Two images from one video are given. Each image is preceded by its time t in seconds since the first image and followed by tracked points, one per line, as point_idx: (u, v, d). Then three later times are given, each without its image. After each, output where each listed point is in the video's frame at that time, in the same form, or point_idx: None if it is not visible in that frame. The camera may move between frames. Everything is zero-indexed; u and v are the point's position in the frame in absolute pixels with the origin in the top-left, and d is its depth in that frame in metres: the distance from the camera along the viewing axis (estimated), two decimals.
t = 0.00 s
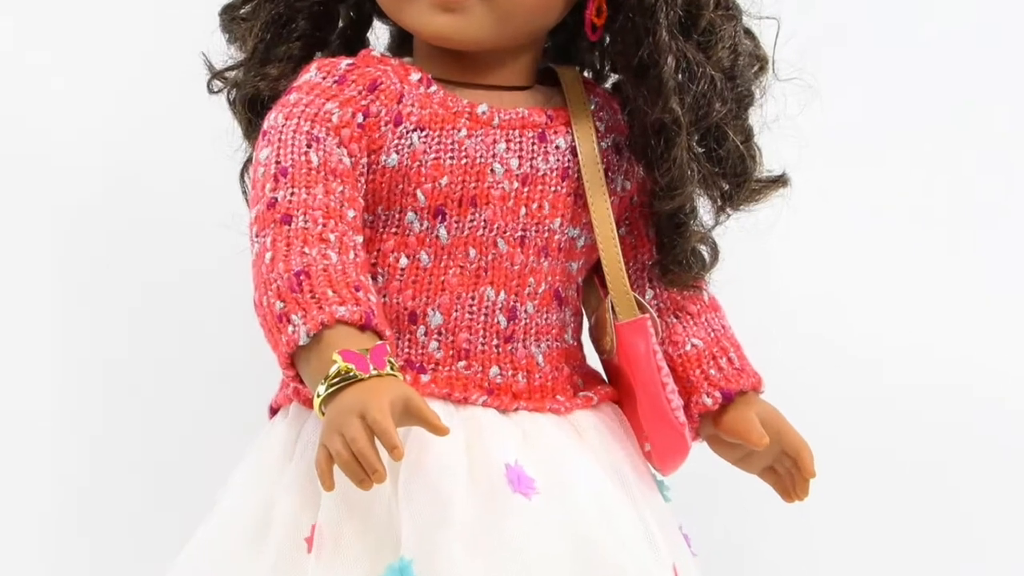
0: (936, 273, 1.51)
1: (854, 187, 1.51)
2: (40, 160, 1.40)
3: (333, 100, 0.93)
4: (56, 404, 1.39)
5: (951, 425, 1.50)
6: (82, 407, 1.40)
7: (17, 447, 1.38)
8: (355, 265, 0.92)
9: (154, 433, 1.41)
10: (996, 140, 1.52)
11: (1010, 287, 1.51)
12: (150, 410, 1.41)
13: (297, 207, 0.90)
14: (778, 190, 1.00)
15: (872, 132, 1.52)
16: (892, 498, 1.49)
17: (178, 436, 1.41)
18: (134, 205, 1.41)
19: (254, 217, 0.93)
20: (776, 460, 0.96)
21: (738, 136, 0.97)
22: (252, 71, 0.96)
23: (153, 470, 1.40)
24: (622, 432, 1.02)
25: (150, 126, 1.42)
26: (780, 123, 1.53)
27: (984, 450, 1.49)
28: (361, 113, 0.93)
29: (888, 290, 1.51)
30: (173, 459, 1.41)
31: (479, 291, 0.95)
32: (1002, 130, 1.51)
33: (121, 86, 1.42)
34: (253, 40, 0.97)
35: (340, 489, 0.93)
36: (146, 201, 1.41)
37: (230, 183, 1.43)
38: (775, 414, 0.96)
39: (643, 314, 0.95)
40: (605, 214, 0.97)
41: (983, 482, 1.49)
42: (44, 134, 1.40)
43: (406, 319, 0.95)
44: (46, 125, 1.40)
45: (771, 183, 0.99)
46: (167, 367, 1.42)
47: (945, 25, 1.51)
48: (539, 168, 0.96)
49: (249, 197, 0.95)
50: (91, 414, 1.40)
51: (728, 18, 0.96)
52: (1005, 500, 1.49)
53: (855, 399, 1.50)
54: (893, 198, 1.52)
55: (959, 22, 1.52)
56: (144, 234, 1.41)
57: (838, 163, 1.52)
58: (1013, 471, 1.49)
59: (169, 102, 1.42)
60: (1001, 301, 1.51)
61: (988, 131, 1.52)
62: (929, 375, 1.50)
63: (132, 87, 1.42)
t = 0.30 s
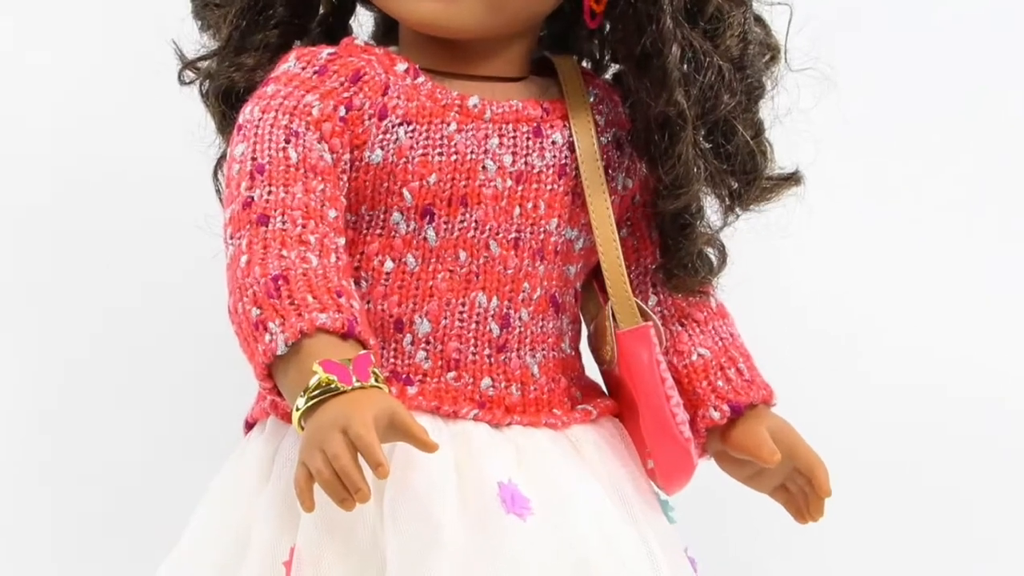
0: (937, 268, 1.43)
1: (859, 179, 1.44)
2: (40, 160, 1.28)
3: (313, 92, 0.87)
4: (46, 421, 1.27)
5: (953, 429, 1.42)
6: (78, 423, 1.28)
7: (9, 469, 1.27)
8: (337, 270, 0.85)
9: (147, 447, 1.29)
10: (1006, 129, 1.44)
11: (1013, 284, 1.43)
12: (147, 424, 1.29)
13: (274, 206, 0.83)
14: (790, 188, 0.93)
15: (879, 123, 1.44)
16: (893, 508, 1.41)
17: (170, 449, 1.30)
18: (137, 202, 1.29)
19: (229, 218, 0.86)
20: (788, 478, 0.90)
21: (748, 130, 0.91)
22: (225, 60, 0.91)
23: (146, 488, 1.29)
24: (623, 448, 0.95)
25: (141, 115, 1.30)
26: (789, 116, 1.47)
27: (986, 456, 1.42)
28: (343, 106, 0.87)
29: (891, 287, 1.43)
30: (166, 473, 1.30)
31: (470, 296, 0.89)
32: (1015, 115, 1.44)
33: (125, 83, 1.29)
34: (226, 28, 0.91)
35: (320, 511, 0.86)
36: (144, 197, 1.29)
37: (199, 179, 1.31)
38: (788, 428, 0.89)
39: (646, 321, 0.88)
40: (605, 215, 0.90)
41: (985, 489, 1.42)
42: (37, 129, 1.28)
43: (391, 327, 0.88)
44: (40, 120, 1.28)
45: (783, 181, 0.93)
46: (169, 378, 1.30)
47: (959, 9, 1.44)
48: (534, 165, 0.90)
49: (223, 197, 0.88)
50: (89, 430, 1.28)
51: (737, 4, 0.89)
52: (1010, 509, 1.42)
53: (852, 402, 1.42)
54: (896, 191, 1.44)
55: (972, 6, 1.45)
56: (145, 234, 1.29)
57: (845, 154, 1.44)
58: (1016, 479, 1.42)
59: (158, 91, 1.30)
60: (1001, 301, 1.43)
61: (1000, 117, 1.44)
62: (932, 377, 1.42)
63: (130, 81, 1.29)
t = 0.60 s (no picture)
0: (936, 266, 1.39)
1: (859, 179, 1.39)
2: (39, 159, 1.24)
3: (298, 87, 0.83)
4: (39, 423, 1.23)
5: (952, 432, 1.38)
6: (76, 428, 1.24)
7: (11, 472, 1.22)
8: (324, 273, 0.81)
9: (145, 452, 1.25)
10: (1006, 129, 1.39)
11: (1012, 284, 1.39)
12: (139, 431, 1.25)
13: (258, 206, 0.79)
14: (799, 186, 0.89)
15: (878, 124, 1.39)
16: (890, 511, 1.37)
17: (167, 452, 1.26)
18: (131, 202, 1.25)
19: (211, 219, 0.82)
20: (797, 490, 0.86)
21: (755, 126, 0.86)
22: (208, 53, 0.87)
23: (142, 497, 1.25)
24: (623, 459, 0.91)
25: (127, 110, 1.25)
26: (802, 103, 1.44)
27: (986, 459, 1.37)
28: (331, 101, 0.83)
29: (890, 285, 1.39)
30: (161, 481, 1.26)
31: (463, 301, 0.85)
32: (1016, 116, 1.39)
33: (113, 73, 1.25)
34: (208, 17, 0.88)
35: (306, 526, 0.82)
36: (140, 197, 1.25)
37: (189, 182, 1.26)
38: (797, 438, 0.85)
39: (648, 327, 0.84)
40: (605, 216, 0.86)
41: (984, 492, 1.37)
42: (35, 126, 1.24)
43: (381, 332, 0.84)
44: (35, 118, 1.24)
45: (791, 180, 0.89)
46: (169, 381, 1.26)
47: (958, 9, 1.39)
48: (531, 163, 0.86)
49: (205, 196, 0.84)
50: (89, 436, 1.24)
51: None
52: (1008, 514, 1.37)
53: (852, 400, 1.38)
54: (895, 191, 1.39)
55: (971, 4, 1.39)
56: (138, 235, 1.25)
57: (843, 156, 1.39)
58: (1015, 481, 1.38)
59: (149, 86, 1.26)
60: (1001, 301, 1.39)
61: (1000, 117, 1.39)
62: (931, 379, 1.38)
63: (118, 78, 1.25)
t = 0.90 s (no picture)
0: (936, 266, 1.37)
1: (863, 179, 1.37)
2: (39, 159, 1.22)
3: (293, 84, 0.81)
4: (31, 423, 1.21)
5: (945, 438, 1.36)
6: (73, 433, 1.22)
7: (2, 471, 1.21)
8: (318, 274, 0.79)
9: (145, 457, 1.24)
10: (1006, 130, 1.37)
11: (1011, 284, 1.37)
12: (137, 436, 1.24)
13: (251, 205, 0.78)
14: (804, 185, 0.87)
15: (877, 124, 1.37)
16: (889, 513, 1.36)
17: (166, 457, 1.24)
18: (127, 204, 1.23)
19: (203, 219, 0.80)
20: (801, 496, 0.84)
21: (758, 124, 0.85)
22: (200, 50, 0.86)
23: (140, 504, 1.24)
24: (624, 464, 0.90)
25: (120, 110, 1.23)
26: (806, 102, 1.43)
27: (993, 463, 1.36)
28: (325, 98, 0.81)
29: (891, 286, 1.37)
30: (157, 489, 1.24)
31: (460, 302, 0.83)
32: (1016, 116, 1.37)
33: (100, 70, 1.23)
34: (201, 13, 0.86)
35: (300, 534, 0.81)
36: (136, 198, 1.24)
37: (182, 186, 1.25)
38: (800, 443, 0.83)
39: (650, 329, 0.82)
40: (605, 216, 0.84)
41: (985, 493, 1.36)
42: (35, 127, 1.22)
43: (376, 335, 0.82)
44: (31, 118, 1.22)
45: (796, 179, 0.87)
46: (165, 386, 1.24)
47: (958, 8, 1.37)
48: (529, 162, 0.84)
49: (197, 196, 0.83)
50: (84, 439, 1.22)
51: None
52: (1009, 516, 1.36)
53: (851, 402, 1.36)
54: (895, 191, 1.37)
55: (971, 4, 1.38)
56: (135, 239, 1.24)
57: (843, 157, 1.37)
58: (1016, 483, 1.36)
59: (143, 85, 1.24)
60: (1001, 302, 1.37)
61: (1001, 118, 1.37)
62: (931, 381, 1.36)
63: (110, 80, 1.23)
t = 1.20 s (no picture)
0: (936, 265, 1.37)
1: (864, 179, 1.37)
2: (40, 159, 1.22)
3: (293, 82, 0.81)
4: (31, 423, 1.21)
5: (945, 437, 1.36)
6: (74, 434, 1.22)
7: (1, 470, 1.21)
8: (319, 273, 0.79)
9: (145, 457, 1.24)
10: (1005, 129, 1.37)
11: (1011, 282, 1.37)
12: (137, 437, 1.24)
13: (251, 204, 0.78)
14: (805, 183, 0.87)
15: (878, 123, 1.37)
16: (889, 514, 1.36)
17: (167, 457, 1.24)
18: (127, 205, 1.23)
19: (203, 217, 0.80)
20: (802, 494, 0.84)
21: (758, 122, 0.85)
22: (200, 48, 0.86)
23: (140, 504, 1.24)
24: (624, 462, 0.90)
25: (120, 110, 1.23)
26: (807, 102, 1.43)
27: (993, 462, 1.36)
28: (326, 96, 0.81)
29: (891, 285, 1.37)
30: (157, 489, 1.24)
31: (460, 300, 0.83)
32: (1016, 116, 1.37)
33: (102, 69, 1.23)
34: (202, 11, 0.87)
35: (301, 532, 0.81)
36: (136, 198, 1.23)
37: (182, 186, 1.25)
38: (801, 441, 0.83)
39: (650, 328, 0.82)
40: (605, 214, 0.84)
41: (984, 492, 1.36)
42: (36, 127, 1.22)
43: (377, 333, 0.82)
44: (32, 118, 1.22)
45: (796, 177, 0.87)
46: (166, 385, 1.24)
47: (959, 8, 1.37)
48: (529, 160, 0.84)
49: (197, 194, 0.83)
50: (79, 439, 1.22)
51: None
52: (1009, 514, 1.36)
53: (852, 403, 1.36)
54: (895, 191, 1.37)
55: (970, 3, 1.38)
56: (135, 239, 1.24)
57: (843, 158, 1.37)
58: (1015, 482, 1.36)
59: (143, 87, 1.24)
60: (1001, 300, 1.37)
61: (1001, 117, 1.37)
62: (932, 379, 1.36)
63: (110, 81, 1.23)
